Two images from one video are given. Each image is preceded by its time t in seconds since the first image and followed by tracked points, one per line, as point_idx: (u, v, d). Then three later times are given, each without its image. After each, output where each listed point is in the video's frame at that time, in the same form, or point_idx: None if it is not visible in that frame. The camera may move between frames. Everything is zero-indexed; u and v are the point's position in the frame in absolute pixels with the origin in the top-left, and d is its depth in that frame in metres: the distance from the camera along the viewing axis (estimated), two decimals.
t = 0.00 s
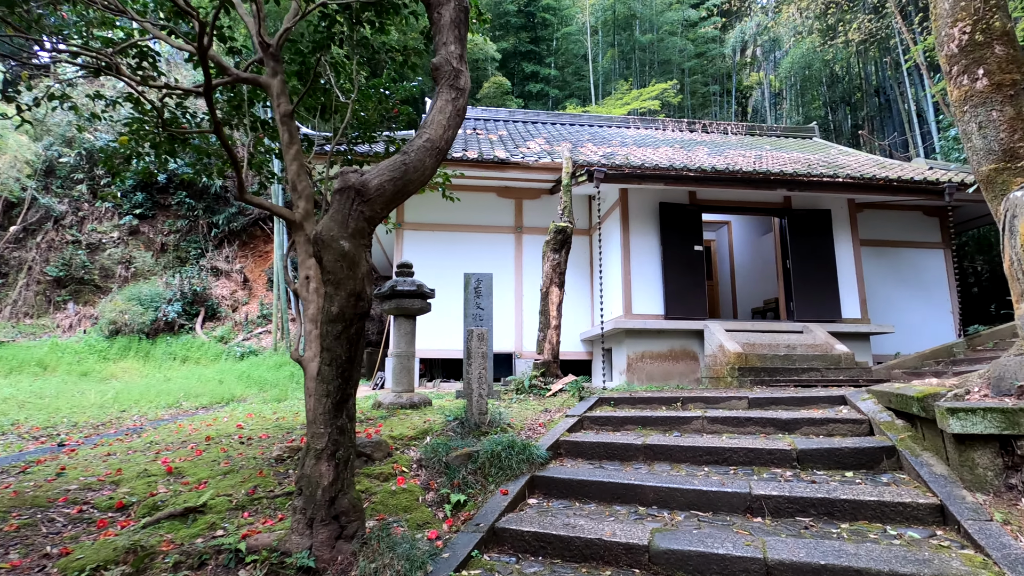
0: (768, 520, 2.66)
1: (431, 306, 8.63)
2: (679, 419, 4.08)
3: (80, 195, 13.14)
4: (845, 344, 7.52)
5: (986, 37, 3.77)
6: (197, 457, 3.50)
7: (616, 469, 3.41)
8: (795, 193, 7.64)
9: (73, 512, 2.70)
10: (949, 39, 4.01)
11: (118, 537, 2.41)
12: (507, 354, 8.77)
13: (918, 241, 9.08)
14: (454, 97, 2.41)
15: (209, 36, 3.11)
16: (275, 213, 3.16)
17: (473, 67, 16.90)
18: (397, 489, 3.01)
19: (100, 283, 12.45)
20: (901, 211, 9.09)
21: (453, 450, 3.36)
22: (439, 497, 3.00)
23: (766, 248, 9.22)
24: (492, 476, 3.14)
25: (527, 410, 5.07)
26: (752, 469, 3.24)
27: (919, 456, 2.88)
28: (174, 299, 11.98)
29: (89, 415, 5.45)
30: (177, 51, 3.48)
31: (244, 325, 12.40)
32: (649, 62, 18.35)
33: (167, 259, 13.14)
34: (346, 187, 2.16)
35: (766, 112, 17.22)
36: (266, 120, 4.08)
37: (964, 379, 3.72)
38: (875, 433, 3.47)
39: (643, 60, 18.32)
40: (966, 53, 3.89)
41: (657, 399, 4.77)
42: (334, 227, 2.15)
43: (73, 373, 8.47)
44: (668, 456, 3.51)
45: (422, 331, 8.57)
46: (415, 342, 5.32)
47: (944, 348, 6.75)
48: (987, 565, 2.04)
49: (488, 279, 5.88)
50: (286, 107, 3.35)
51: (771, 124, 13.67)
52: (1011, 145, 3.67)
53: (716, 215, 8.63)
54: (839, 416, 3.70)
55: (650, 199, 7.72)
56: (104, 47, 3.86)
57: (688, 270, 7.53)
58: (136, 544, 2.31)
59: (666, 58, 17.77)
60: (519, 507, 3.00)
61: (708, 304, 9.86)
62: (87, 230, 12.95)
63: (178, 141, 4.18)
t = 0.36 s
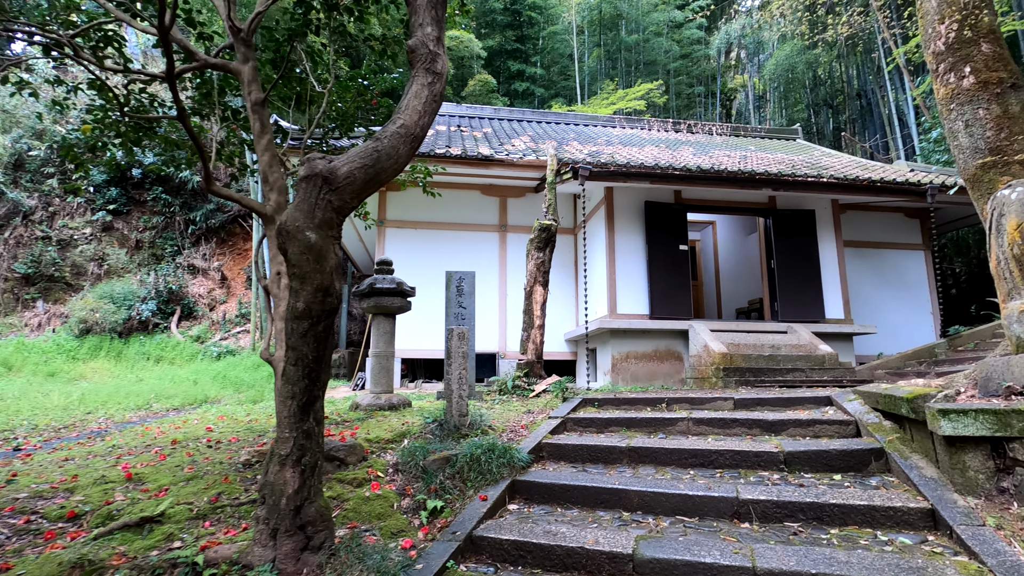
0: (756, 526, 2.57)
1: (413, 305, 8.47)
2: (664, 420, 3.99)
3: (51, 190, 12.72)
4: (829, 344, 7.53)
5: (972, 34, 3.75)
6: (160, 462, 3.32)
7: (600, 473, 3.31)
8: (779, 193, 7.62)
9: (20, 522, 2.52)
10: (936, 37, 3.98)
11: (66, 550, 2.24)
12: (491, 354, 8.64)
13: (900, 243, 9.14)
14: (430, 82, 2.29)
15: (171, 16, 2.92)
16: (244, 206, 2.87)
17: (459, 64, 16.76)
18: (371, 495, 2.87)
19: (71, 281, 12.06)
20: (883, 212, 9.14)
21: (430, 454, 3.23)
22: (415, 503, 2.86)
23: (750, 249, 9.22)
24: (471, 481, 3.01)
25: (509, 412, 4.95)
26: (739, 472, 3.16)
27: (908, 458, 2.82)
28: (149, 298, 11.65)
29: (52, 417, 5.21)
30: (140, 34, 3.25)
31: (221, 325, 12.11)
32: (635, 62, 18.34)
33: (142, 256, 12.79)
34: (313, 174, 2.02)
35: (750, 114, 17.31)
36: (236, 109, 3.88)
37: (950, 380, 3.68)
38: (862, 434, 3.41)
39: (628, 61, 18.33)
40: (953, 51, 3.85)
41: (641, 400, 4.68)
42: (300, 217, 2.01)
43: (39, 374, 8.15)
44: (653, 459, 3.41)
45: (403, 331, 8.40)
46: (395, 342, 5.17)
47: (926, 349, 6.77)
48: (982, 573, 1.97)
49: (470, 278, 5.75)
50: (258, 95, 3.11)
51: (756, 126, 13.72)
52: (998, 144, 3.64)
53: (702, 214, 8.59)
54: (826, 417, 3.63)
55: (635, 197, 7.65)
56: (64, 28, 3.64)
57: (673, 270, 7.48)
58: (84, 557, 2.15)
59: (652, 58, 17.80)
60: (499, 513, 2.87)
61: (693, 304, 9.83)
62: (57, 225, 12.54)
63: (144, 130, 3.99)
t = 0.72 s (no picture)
0: (741, 532, 2.50)
1: (397, 305, 8.34)
2: (649, 422, 3.92)
3: (26, 185, 12.38)
4: (814, 345, 7.52)
5: (958, 32, 3.73)
6: (125, 467, 3.18)
7: (582, 477, 3.22)
8: (766, 193, 7.61)
9: None
10: (922, 36, 3.95)
11: (13, 563, 2.11)
12: (476, 354, 8.53)
13: (884, 244, 9.18)
14: (404, 70, 2.22)
15: None
16: (216, 203, 2.57)
17: (446, 62, 16.63)
18: (345, 501, 2.76)
19: (46, 279, 11.74)
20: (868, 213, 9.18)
21: (408, 458, 3.12)
22: (391, 509, 2.75)
23: (737, 249, 9.21)
24: (449, 486, 2.91)
25: (493, 414, 4.85)
26: (724, 476, 3.09)
27: (896, 461, 2.77)
28: (127, 297, 11.39)
29: (17, 420, 5.01)
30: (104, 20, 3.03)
31: (202, 324, 11.88)
32: (623, 63, 18.34)
33: (121, 254, 12.52)
34: (278, 164, 1.91)
35: (737, 116, 17.37)
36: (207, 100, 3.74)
37: (935, 381, 3.66)
38: (848, 436, 3.36)
39: (617, 61, 18.33)
40: (939, 49, 3.83)
41: (626, 402, 4.60)
42: (263, 210, 1.90)
43: (9, 375, 7.89)
44: (637, 462, 3.33)
45: (387, 331, 8.27)
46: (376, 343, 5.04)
47: (910, 350, 6.78)
48: None
49: (454, 277, 5.64)
50: (230, 84, 2.76)
51: (743, 127, 13.75)
52: (984, 143, 3.61)
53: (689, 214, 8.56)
54: (812, 419, 3.59)
55: (622, 196, 7.59)
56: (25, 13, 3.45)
57: (659, 269, 7.43)
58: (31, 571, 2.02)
59: (640, 58, 17.80)
60: (477, 520, 2.77)
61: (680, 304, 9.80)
62: (32, 222, 12.20)
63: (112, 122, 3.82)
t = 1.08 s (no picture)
0: (726, 533, 2.48)
1: (383, 304, 8.26)
2: (635, 422, 3.90)
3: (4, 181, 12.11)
4: (801, 345, 7.56)
5: (943, 33, 3.76)
6: (98, 469, 3.10)
7: (567, 478, 3.19)
8: (753, 194, 7.64)
9: None
10: (907, 37, 3.97)
11: None
12: (463, 354, 8.47)
13: (869, 245, 9.26)
14: (385, 62, 2.17)
15: None
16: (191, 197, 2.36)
17: (436, 60, 16.54)
18: (324, 504, 2.70)
19: (25, 277, 11.49)
20: (853, 215, 9.26)
21: (391, 458, 3.07)
22: (372, 512, 2.70)
23: (724, 250, 9.25)
24: (432, 487, 2.86)
25: (478, 414, 4.81)
26: (710, 476, 3.07)
27: (880, 461, 2.76)
28: (108, 295, 11.19)
29: None
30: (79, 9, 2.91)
31: (186, 324, 11.70)
32: (612, 63, 18.37)
33: (102, 252, 12.30)
34: (252, 156, 1.85)
35: (725, 117, 17.47)
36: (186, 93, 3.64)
37: (918, 381, 3.68)
38: (833, 436, 3.35)
39: (606, 61, 18.36)
40: (924, 50, 3.85)
41: (613, 401, 4.58)
42: (237, 203, 1.84)
43: None
44: (623, 463, 3.31)
45: (373, 330, 8.19)
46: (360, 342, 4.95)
47: (895, 350, 6.84)
48: None
49: (441, 275, 5.58)
50: (209, 78, 2.61)
51: (731, 128, 13.81)
52: (967, 144, 3.62)
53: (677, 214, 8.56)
54: (797, 419, 3.58)
55: (610, 196, 7.59)
56: None
57: (647, 269, 7.43)
58: None
59: (630, 59, 17.85)
60: (460, 522, 2.72)
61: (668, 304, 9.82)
62: (10, 219, 11.93)
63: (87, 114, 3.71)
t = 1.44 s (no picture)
0: (713, 533, 2.48)
1: (372, 303, 8.20)
2: (623, 422, 3.90)
3: None
4: (788, 345, 7.62)
5: (929, 37, 3.80)
6: (79, 470, 3.04)
7: (556, 478, 3.19)
8: (741, 195, 7.68)
9: None
10: (894, 40, 4.01)
11: None
12: (452, 354, 8.44)
13: (856, 247, 9.36)
14: (373, 57, 2.15)
15: None
16: (174, 193, 2.31)
17: (426, 58, 16.47)
18: (310, 505, 2.66)
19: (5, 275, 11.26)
20: (839, 217, 9.35)
21: (378, 459, 3.04)
22: (358, 513, 2.68)
23: (713, 251, 9.31)
24: (419, 488, 2.83)
25: (467, 414, 4.79)
26: (698, 476, 3.07)
27: (866, 460, 2.78)
28: (90, 294, 11.01)
29: None
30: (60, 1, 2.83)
31: (171, 323, 11.54)
32: (602, 64, 18.42)
33: (85, 249, 12.09)
34: (236, 152, 1.82)
35: (714, 119, 17.58)
36: (169, 88, 3.62)
37: (902, 381, 3.73)
38: (820, 435, 3.38)
39: (597, 62, 18.40)
40: (910, 54, 3.90)
41: (602, 401, 4.58)
42: (220, 199, 1.81)
43: None
44: (612, 462, 3.30)
45: (362, 329, 8.13)
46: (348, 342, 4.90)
47: (880, 350, 6.92)
48: None
49: (430, 274, 5.55)
50: (194, 72, 2.54)
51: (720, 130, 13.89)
52: (952, 147, 3.67)
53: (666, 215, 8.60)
54: (784, 419, 3.60)
55: (600, 196, 7.60)
56: None
57: (636, 269, 7.46)
58: None
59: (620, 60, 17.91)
60: (447, 523, 2.70)
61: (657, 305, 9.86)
62: None
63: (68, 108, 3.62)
